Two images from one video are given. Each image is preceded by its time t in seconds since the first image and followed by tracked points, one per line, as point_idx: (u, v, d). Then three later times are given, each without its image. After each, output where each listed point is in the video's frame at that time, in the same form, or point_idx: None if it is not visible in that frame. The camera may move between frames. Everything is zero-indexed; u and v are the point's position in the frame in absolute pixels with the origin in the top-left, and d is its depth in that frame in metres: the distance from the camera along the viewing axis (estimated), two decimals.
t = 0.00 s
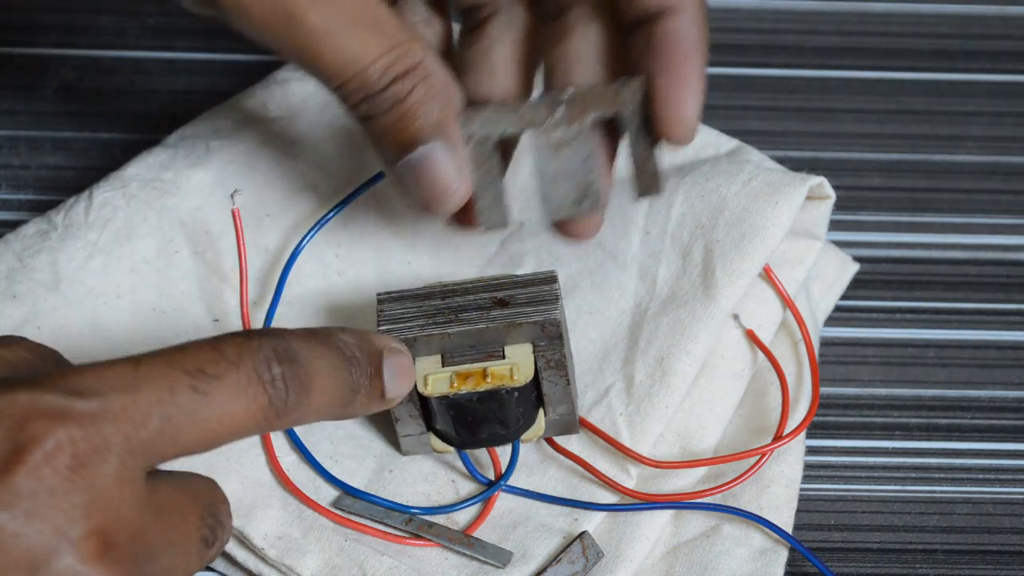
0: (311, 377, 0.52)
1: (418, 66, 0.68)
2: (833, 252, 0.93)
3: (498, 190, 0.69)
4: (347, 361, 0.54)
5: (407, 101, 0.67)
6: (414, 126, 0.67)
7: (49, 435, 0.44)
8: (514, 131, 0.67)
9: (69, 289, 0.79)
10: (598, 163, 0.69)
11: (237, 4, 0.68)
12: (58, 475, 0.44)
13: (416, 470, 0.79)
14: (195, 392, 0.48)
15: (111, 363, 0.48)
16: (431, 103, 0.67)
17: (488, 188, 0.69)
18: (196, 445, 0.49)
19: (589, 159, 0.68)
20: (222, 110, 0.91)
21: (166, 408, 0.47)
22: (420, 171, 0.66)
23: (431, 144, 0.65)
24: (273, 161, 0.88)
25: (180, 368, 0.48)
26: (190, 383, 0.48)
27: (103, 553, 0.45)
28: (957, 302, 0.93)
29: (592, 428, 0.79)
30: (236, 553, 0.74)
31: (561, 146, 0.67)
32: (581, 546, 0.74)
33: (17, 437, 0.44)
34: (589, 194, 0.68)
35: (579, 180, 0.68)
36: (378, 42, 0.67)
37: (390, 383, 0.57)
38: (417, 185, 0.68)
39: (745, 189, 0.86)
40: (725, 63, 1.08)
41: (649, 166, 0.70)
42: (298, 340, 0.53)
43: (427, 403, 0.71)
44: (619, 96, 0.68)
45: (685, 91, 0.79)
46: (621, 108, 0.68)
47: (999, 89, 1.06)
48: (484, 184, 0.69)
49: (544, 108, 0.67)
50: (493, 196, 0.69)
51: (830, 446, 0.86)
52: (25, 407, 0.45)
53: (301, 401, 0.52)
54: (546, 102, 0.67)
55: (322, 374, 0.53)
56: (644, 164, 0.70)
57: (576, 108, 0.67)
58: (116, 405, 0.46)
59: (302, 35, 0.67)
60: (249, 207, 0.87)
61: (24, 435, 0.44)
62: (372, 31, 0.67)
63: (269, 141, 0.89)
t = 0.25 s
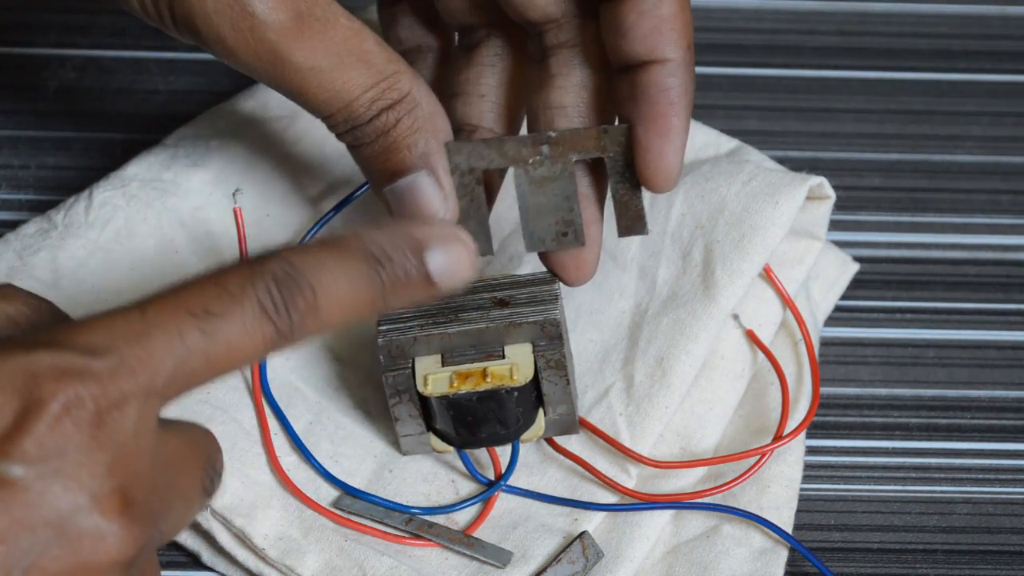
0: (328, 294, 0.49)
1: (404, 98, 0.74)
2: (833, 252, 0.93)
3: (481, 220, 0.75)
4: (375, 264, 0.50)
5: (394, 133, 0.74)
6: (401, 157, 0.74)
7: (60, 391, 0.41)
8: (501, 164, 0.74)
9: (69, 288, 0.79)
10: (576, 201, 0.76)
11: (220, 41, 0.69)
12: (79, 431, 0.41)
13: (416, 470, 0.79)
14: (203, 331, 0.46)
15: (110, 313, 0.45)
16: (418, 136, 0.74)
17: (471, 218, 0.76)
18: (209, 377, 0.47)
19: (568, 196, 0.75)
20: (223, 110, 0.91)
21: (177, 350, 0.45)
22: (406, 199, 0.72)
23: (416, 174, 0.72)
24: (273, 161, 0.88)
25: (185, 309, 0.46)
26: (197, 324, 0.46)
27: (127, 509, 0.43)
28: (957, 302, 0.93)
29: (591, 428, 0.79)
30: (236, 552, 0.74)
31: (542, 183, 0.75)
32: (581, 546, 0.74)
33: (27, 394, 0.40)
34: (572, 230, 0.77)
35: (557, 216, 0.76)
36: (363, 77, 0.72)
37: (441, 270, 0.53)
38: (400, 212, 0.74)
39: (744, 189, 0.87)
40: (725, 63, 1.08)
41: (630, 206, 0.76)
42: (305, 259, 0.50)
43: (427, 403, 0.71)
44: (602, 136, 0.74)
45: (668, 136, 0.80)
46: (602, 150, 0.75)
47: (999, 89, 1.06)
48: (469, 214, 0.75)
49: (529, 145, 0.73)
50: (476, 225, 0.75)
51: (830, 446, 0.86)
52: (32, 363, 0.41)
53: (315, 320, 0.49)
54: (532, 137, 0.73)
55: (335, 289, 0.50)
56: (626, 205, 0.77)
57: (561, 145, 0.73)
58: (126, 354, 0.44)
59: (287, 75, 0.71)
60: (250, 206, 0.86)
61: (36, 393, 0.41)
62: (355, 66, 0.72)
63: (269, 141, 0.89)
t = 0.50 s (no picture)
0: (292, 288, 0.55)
1: (407, 94, 0.74)
2: (833, 253, 0.93)
3: (486, 215, 0.77)
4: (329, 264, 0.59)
5: (397, 131, 0.74)
6: (405, 155, 0.75)
7: (50, 389, 0.43)
8: (503, 158, 0.76)
9: (69, 288, 0.79)
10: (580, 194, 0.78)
11: (225, 40, 0.69)
12: (66, 431, 0.43)
13: (416, 470, 0.79)
14: (185, 323, 0.49)
15: (94, 310, 0.47)
16: (421, 133, 0.75)
17: (476, 214, 0.78)
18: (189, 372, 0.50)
19: (570, 189, 0.77)
20: (223, 110, 0.90)
21: (162, 344, 0.48)
22: (410, 199, 0.74)
23: (421, 172, 0.74)
24: (273, 161, 0.88)
25: (167, 305, 0.49)
26: (179, 316, 0.49)
27: (114, 507, 0.45)
28: (957, 302, 0.93)
29: (592, 428, 0.79)
30: (237, 553, 0.74)
31: (545, 177, 0.77)
32: (581, 546, 0.74)
33: (19, 393, 0.42)
34: (576, 224, 0.78)
35: (561, 209, 0.78)
36: (367, 76, 0.72)
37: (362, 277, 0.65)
38: (404, 212, 0.75)
39: (744, 189, 0.87)
40: (725, 63, 1.08)
41: (632, 198, 0.78)
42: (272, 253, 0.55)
43: (427, 403, 0.71)
44: (603, 130, 0.77)
45: (671, 128, 0.80)
46: (604, 144, 0.77)
47: (999, 89, 1.06)
48: (473, 209, 0.77)
49: (531, 139, 0.75)
50: (480, 221, 0.77)
51: (831, 446, 0.86)
52: (23, 362, 0.43)
53: (287, 311, 0.54)
54: (536, 132, 0.75)
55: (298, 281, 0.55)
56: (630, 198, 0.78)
57: (563, 139, 0.75)
58: (109, 349, 0.46)
59: (293, 74, 0.70)
60: (250, 206, 0.86)
61: (23, 395, 0.42)
62: (360, 65, 0.72)
63: (270, 141, 0.89)
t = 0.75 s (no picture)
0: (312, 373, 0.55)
1: (404, 100, 0.74)
2: (833, 253, 0.93)
3: (484, 221, 0.77)
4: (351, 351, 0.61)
5: (393, 135, 0.74)
6: (400, 161, 0.75)
7: (67, 452, 0.42)
8: (500, 164, 0.74)
9: (69, 288, 0.79)
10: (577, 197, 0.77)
11: (223, 36, 0.69)
12: (79, 494, 0.42)
13: (416, 470, 0.79)
14: (207, 398, 0.49)
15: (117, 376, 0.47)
16: (417, 140, 0.75)
17: (474, 220, 0.77)
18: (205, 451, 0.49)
19: (568, 192, 0.77)
20: (222, 111, 0.90)
21: (183, 417, 0.48)
22: (406, 204, 0.75)
23: (416, 177, 0.75)
24: (273, 161, 0.88)
25: (190, 376, 0.49)
26: (203, 390, 0.49)
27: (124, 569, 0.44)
28: (957, 302, 0.93)
29: (592, 428, 0.79)
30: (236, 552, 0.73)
31: (542, 181, 0.76)
32: (581, 546, 0.74)
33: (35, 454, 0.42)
34: (574, 224, 0.79)
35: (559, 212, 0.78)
36: (364, 80, 0.72)
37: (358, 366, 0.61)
38: (399, 215, 0.77)
39: (744, 189, 0.87)
40: (725, 64, 1.08)
41: (630, 198, 0.78)
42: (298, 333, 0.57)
43: (427, 403, 0.71)
44: (600, 132, 0.74)
45: (667, 127, 0.80)
46: (600, 145, 0.75)
47: (999, 89, 1.06)
48: (471, 215, 0.77)
49: (526, 144, 0.74)
50: (479, 227, 0.77)
51: (830, 446, 0.86)
52: (39, 422, 0.42)
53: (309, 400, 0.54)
54: (530, 136, 0.74)
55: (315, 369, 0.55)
56: (626, 198, 0.78)
57: (559, 142, 0.74)
58: (130, 417, 0.46)
59: (289, 73, 0.70)
60: (250, 206, 0.86)
61: (40, 454, 0.42)
62: (357, 67, 0.72)
63: (270, 141, 0.89)
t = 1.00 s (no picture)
0: (339, 368, 0.50)
1: (395, 98, 0.74)
2: (833, 253, 0.93)
3: (474, 223, 0.77)
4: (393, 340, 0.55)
5: (384, 133, 0.74)
6: (390, 158, 0.75)
7: (69, 446, 0.40)
8: (491, 164, 0.75)
9: (69, 288, 0.79)
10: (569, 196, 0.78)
11: (215, 24, 0.69)
12: (82, 488, 0.40)
13: (416, 470, 0.79)
14: (217, 396, 0.45)
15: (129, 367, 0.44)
16: (407, 138, 0.75)
17: (465, 221, 0.78)
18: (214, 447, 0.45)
19: (560, 190, 0.77)
20: (222, 110, 0.90)
21: (193, 416, 0.44)
22: (395, 204, 0.74)
23: (405, 176, 0.74)
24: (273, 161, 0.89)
25: (202, 371, 0.45)
26: (214, 387, 0.45)
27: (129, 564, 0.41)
28: (957, 302, 0.93)
29: (591, 428, 0.79)
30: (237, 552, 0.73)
31: (534, 180, 0.77)
32: (581, 546, 0.74)
33: (37, 446, 0.39)
34: (566, 224, 0.79)
35: (551, 211, 0.78)
36: (357, 74, 0.72)
37: (416, 360, 0.54)
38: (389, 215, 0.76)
39: (744, 189, 0.87)
40: (725, 63, 1.08)
41: (623, 195, 0.77)
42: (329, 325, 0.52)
43: (426, 403, 0.71)
44: (592, 131, 0.74)
45: (660, 125, 0.81)
46: (595, 144, 0.74)
47: (998, 89, 1.06)
48: (461, 217, 0.77)
49: (518, 143, 0.74)
50: (469, 229, 0.77)
51: (830, 446, 0.86)
52: (41, 414, 0.40)
53: (328, 396, 0.49)
54: (521, 135, 0.74)
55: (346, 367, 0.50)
56: (618, 195, 0.77)
57: (552, 141, 0.74)
58: (134, 412, 0.42)
59: (280, 64, 0.70)
60: (250, 207, 0.86)
61: (43, 446, 0.39)
62: (350, 61, 0.71)
63: (270, 141, 0.89)
